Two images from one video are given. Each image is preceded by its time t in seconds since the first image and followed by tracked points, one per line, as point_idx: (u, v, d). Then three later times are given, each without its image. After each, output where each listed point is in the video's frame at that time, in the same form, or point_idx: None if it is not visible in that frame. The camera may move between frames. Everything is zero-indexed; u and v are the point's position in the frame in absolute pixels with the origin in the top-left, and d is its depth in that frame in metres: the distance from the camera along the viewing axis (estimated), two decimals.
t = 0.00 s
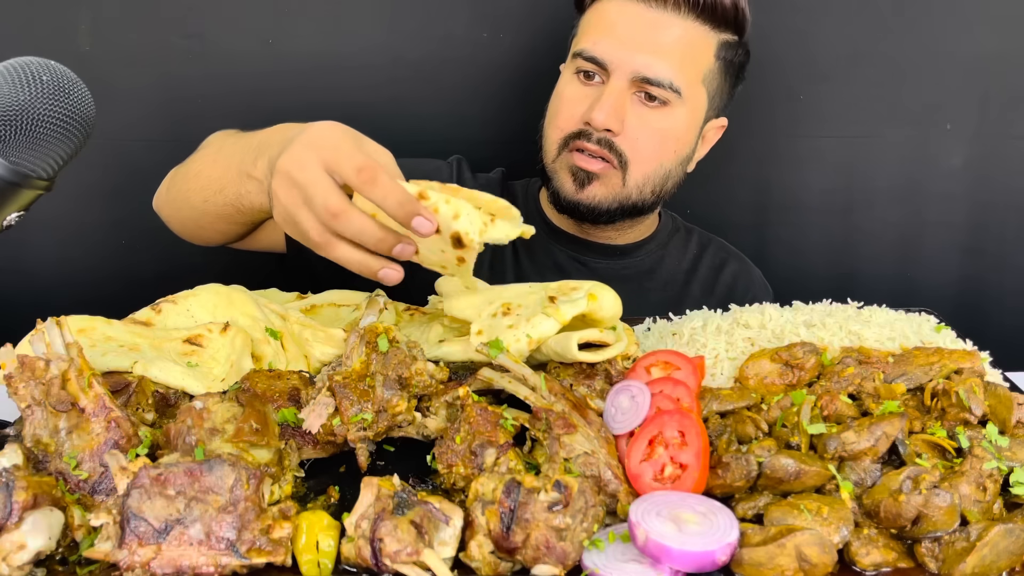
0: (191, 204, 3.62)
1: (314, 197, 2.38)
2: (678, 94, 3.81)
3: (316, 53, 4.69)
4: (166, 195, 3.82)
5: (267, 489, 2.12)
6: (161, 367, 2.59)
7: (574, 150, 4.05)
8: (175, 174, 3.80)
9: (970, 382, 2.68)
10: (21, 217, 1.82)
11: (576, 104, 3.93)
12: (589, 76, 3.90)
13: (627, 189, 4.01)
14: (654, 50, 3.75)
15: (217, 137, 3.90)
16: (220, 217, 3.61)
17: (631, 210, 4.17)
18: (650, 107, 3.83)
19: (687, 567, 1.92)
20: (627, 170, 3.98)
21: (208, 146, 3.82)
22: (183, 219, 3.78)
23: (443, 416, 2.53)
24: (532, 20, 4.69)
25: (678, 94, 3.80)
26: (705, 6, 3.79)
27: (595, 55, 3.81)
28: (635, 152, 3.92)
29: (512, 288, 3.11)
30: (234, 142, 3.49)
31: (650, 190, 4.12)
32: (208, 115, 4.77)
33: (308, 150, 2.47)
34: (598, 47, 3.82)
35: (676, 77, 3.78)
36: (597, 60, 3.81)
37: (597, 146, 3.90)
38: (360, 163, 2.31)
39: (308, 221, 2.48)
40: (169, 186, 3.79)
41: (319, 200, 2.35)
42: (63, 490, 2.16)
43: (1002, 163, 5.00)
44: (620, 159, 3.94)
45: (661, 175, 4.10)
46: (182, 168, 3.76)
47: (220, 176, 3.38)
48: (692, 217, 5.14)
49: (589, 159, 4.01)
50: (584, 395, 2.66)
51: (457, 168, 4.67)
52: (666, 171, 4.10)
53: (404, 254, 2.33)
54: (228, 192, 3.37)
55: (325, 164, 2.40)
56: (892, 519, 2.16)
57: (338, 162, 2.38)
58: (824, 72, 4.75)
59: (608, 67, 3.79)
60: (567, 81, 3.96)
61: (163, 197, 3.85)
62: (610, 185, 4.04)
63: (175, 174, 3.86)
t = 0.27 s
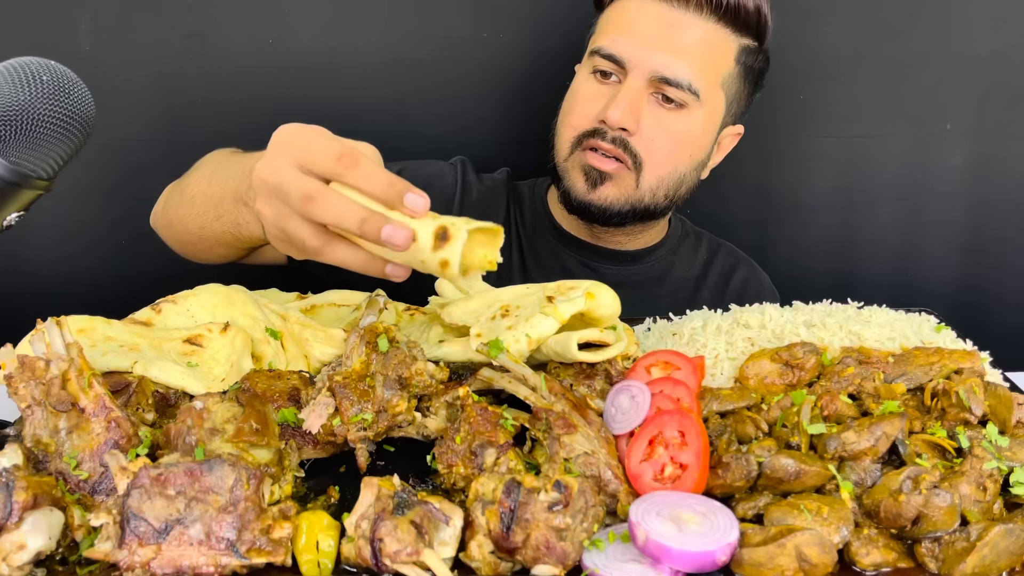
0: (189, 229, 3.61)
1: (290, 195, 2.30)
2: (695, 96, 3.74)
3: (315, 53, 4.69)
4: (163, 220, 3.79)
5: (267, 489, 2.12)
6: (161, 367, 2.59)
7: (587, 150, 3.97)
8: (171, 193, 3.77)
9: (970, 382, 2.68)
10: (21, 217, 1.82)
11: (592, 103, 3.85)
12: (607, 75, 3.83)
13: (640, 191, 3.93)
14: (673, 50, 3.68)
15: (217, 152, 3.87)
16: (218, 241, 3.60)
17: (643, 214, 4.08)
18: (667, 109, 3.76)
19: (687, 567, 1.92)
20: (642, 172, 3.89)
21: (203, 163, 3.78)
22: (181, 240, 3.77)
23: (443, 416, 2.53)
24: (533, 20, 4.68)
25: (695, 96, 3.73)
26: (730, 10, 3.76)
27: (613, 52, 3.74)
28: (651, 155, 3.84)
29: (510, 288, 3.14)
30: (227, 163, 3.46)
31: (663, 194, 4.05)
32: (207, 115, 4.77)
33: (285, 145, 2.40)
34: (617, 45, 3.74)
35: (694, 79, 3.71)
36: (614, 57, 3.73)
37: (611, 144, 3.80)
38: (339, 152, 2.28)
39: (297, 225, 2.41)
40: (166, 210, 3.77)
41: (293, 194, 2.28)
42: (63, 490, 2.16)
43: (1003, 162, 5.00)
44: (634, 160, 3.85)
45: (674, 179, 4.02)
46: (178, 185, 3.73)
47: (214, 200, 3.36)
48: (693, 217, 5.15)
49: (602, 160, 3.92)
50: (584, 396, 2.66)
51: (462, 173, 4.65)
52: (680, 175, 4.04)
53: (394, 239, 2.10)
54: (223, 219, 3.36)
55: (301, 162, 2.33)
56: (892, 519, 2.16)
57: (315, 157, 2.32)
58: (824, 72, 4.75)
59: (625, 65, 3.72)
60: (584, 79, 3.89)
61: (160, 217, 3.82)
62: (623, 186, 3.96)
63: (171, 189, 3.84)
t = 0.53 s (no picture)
0: (200, 240, 3.52)
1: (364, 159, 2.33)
2: (700, 99, 3.58)
3: (315, 53, 4.69)
4: (159, 241, 3.65)
5: (267, 489, 2.12)
6: (161, 367, 2.59)
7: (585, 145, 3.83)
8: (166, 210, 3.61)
9: (970, 382, 2.68)
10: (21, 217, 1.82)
11: (593, 96, 3.73)
12: (613, 69, 3.71)
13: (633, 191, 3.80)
14: (682, 47, 3.54)
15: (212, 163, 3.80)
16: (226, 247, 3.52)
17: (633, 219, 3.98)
18: (670, 109, 3.60)
19: (687, 568, 1.92)
20: (635, 174, 3.76)
21: (197, 178, 3.65)
22: (185, 257, 3.65)
23: (443, 416, 2.53)
24: (532, 19, 4.68)
25: (701, 98, 3.57)
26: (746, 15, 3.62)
27: (621, 44, 3.63)
28: (646, 156, 3.69)
29: (509, 288, 3.14)
30: (233, 168, 3.40)
31: (654, 201, 3.94)
32: (208, 115, 4.77)
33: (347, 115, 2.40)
34: (626, 39, 3.63)
35: (700, 80, 3.55)
36: (621, 50, 3.62)
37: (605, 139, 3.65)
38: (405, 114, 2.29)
39: (371, 186, 2.41)
40: (163, 228, 3.61)
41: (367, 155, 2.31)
42: (63, 490, 2.16)
43: (1003, 163, 5.00)
44: (629, 159, 3.70)
45: (668, 186, 3.90)
46: (174, 201, 3.59)
47: (230, 202, 3.30)
48: (693, 218, 5.15)
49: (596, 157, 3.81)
50: (584, 395, 2.66)
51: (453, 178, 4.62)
52: (674, 183, 3.90)
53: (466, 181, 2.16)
54: (244, 218, 3.31)
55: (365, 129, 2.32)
56: (892, 519, 2.16)
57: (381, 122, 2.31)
58: (824, 72, 4.75)
59: (631, 59, 3.59)
60: (590, 72, 3.79)
61: (155, 237, 3.67)
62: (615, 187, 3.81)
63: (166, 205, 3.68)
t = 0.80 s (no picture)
0: (228, 217, 3.66)
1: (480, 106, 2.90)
2: (698, 97, 3.53)
3: (315, 52, 4.68)
4: (166, 219, 3.73)
5: (267, 489, 2.12)
6: (161, 367, 2.59)
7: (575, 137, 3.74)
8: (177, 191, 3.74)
9: (971, 382, 2.67)
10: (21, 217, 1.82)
11: (586, 88, 3.67)
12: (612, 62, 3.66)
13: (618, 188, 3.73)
14: (682, 43, 3.51)
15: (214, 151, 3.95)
16: (234, 234, 3.75)
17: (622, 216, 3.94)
18: (668, 106, 3.55)
19: (687, 567, 1.91)
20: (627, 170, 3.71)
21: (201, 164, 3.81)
22: (200, 235, 3.75)
23: (443, 416, 2.53)
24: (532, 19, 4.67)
25: (698, 97, 3.53)
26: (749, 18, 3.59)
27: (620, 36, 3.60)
28: (641, 152, 3.64)
29: (509, 288, 3.14)
30: (273, 152, 3.77)
31: (645, 203, 3.92)
32: (208, 114, 4.77)
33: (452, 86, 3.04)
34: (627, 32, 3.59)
35: (699, 78, 3.51)
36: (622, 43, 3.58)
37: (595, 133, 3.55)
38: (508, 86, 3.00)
39: (478, 135, 2.90)
40: (169, 212, 3.72)
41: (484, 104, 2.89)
42: (63, 490, 2.16)
43: (1003, 162, 5.00)
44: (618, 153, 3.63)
45: (660, 188, 3.87)
46: (190, 178, 3.74)
47: (285, 179, 3.63)
48: (693, 218, 5.15)
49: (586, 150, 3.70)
50: (584, 395, 2.65)
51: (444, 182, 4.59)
52: (665, 183, 3.86)
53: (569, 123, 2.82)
54: (300, 193, 3.63)
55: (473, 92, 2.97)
56: (892, 519, 2.16)
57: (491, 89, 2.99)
58: (824, 72, 4.76)
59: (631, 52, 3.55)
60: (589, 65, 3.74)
61: (159, 217, 3.75)
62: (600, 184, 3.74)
63: (174, 191, 3.75)
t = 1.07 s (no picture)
0: (232, 256, 3.74)
1: (512, 144, 3.06)
2: (667, 98, 3.44)
3: (316, 52, 4.69)
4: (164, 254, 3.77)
5: (267, 490, 2.12)
6: (161, 367, 2.59)
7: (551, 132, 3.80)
8: (173, 204, 3.76)
9: (970, 381, 2.67)
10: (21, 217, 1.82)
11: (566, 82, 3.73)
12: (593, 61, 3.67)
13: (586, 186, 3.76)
14: (656, 41, 3.42)
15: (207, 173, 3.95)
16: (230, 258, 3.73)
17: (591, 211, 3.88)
18: (636, 104, 3.49)
19: (687, 568, 1.91)
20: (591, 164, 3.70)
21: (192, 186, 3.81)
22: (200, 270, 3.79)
23: (443, 416, 2.53)
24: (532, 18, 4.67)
25: (667, 97, 3.43)
26: (730, 15, 3.45)
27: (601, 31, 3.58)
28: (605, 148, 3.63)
29: (510, 289, 3.14)
30: (271, 185, 3.75)
31: (613, 198, 3.83)
32: (208, 115, 4.77)
33: (467, 118, 3.16)
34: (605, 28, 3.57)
35: (670, 78, 3.41)
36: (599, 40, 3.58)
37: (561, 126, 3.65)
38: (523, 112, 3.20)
39: (513, 170, 3.09)
40: (167, 243, 3.74)
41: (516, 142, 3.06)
42: (63, 490, 2.16)
43: (1003, 162, 5.00)
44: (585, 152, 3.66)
45: (630, 185, 3.78)
46: (183, 208, 3.71)
47: (289, 221, 3.67)
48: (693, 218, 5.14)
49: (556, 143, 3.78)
50: (584, 395, 2.65)
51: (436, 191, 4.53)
52: (635, 186, 3.79)
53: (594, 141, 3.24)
54: (306, 236, 3.69)
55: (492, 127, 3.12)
56: (892, 519, 2.16)
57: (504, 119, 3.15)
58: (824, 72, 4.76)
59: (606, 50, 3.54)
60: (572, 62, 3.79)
61: (155, 250, 3.77)
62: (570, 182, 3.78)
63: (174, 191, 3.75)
